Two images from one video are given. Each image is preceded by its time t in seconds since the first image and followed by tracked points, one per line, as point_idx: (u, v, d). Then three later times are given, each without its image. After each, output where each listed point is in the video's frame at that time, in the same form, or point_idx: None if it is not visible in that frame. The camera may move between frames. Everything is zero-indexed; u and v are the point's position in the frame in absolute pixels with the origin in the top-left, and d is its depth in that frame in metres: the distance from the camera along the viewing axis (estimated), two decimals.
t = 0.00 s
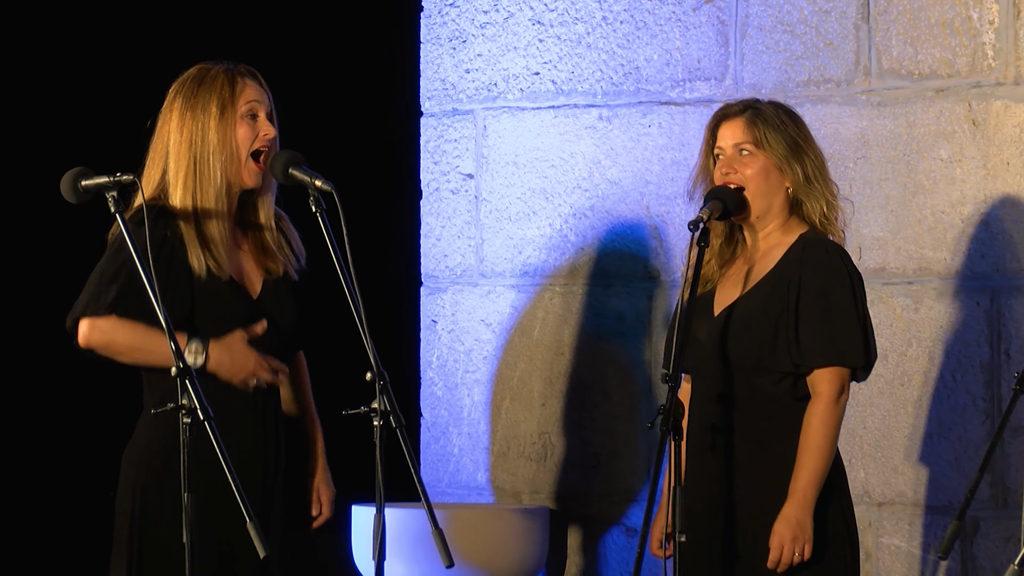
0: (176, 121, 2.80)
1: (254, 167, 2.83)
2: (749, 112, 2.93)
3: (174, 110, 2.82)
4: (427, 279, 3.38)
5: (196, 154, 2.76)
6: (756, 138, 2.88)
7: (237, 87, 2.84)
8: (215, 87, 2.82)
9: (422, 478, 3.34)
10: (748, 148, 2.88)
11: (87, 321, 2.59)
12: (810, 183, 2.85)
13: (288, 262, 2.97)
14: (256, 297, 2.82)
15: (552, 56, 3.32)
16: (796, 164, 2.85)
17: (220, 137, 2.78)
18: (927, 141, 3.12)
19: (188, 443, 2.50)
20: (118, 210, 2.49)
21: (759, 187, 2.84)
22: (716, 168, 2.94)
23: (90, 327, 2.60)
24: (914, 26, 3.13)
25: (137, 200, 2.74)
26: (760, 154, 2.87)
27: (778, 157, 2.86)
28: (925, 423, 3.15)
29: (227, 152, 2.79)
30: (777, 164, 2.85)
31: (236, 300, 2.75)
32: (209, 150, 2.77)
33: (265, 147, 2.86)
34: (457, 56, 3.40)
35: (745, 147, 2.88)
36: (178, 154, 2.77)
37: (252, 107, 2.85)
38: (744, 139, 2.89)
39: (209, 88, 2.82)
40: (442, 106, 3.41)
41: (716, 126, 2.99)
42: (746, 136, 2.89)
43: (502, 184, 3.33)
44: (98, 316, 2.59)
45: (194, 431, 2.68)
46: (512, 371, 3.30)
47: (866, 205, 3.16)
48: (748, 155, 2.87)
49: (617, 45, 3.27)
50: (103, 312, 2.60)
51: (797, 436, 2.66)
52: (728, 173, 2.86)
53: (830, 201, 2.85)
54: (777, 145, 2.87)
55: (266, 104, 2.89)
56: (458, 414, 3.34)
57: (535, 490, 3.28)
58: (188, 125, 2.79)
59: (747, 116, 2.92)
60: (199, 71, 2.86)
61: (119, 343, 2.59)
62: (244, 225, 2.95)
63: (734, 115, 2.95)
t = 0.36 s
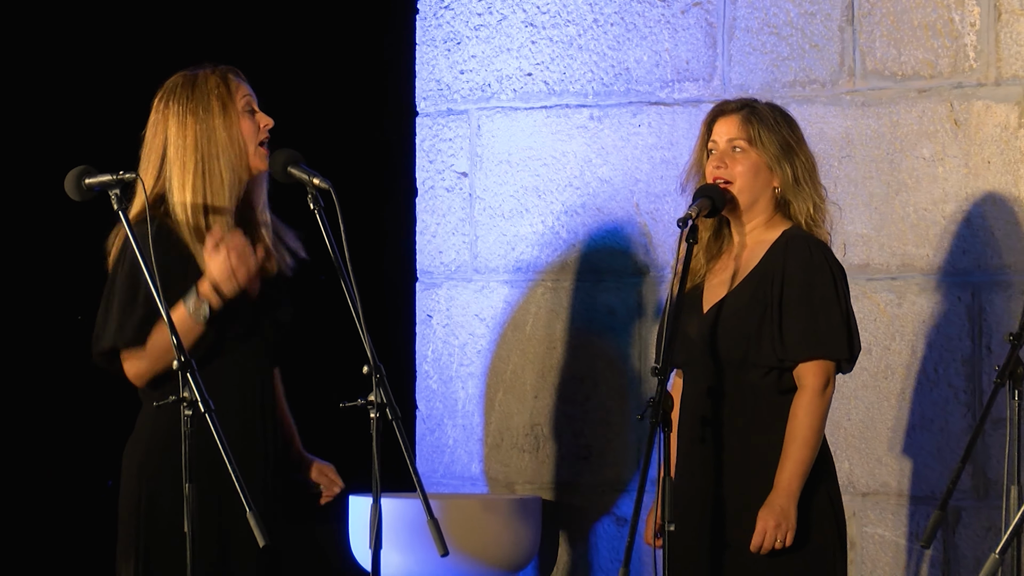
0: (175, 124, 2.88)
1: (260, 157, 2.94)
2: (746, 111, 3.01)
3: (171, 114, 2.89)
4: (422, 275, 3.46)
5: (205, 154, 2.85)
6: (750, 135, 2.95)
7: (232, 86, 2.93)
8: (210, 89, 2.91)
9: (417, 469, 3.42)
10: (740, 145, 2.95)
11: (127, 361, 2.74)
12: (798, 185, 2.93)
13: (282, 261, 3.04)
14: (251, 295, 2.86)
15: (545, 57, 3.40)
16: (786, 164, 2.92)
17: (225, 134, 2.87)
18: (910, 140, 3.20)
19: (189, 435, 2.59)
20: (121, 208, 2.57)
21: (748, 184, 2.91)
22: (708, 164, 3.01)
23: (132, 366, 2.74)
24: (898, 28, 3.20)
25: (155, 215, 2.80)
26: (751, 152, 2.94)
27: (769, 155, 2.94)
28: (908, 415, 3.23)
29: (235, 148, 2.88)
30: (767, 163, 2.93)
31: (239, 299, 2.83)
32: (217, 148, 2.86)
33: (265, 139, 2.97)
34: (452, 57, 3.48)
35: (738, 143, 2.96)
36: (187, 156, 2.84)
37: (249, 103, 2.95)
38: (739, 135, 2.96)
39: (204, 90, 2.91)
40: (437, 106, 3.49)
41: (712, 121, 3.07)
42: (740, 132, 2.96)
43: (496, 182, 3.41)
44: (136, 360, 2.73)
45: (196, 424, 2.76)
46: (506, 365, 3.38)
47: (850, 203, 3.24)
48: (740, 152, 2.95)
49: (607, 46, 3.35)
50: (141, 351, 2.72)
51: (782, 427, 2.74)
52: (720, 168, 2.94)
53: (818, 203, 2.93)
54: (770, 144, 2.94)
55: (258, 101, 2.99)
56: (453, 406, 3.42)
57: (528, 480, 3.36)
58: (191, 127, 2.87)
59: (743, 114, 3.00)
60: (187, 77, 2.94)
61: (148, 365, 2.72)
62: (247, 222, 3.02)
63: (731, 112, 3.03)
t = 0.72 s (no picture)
0: (169, 129, 2.96)
1: (248, 167, 2.99)
2: (737, 119, 3.08)
3: (167, 118, 2.97)
4: (419, 272, 3.55)
5: (189, 162, 2.92)
6: (744, 143, 3.03)
7: (226, 96, 2.99)
8: (205, 96, 2.97)
9: (414, 461, 3.51)
10: (734, 152, 3.02)
11: (94, 342, 2.80)
12: (787, 194, 3.02)
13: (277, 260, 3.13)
14: (251, 292, 2.99)
15: (538, 60, 3.48)
16: (777, 173, 3.02)
17: (211, 146, 2.93)
18: (894, 141, 3.28)
19: (193, 427, 2.67)
20: (125, 207, 2.62)
21: (738, 190, 2.98)
22: (697, 168, 3.06)
23: (95, 345, 2.80)
24: (882, 32, 3.29)
25: (137, 213, 2.89)
26: (744, 160, 3.01)
27: (760, 165, 3.02)
28: (892, 408, 3.31)
29: (220, 158, 2.94)
30: (759, 171, 3.01)
31: (240, 296, 2.91)
32: (201, 158, 2.92)
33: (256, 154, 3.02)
34: (448, 59, 3.56)
35: (732, 150, 3.03)
36: (172, 162, 2.92)
37: (244, 118, 3.00)
38: (732, 142, 3.04)
39: (199, 97, 2.97)
40: (433, 107, 3.58)
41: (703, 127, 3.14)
42: (734, 139, 3.04)
43: (490, 181, 3.49)
44: (102, 342, 2.79)
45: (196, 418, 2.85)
46: (500, 359, 3.46)
47: (835, 201, 3.32)
48: (732, 160, 3.02)
49: (599, 49, 3.43)
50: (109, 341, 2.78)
51: (768, 419, 2.82)
52: (713, 172, 2.99)
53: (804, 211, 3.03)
54: (760, 154, 3.03)
55: (256, 113, 3.03)
56: (449, 400, 3.51)
57: (521, 472, 3.44)
58: (181, 135, 2.94)
59: (735, 122, 3.07)
60: (186, 80, 3.00)
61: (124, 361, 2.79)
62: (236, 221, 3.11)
63: (724, 118, 3.09)
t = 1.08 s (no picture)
0: (180, 119, 3.05)
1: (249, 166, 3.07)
2: (713, 118, 3.16)
3: (178, 107, 3.06)
4: (415, 268, 3.63)
5: (193, 153, 3.00)
6: (727, 141, 3.12)
7: (236, 95, 3.07)
8: (217, 91, 3.05)
9: (410, 452, 3.60)
10: (718, 152, 3.11)
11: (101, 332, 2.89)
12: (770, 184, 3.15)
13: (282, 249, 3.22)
14: (257, 281, 3.08)
15: (531, 61, 3.56)
16: (761, 166, 3.14)
17: (215, 140, 3.01)
18: (879, 139, 3.37)
19: (193, 421, 2.74)
20: (127, 204, 2.69)
21: (726, 185, 3.08)
22: (682, 169, 3.14)
23: (103, 335, 2.89)
24: (866, 33, 3.38)
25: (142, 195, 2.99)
26: (728, 158, 3.11)
27: (743, 158, 3.12)
28: (876, 400, 3.40)
29: (223, 154, 3.02)
30: (744, 165, 3.12)
31: (239, 292, 2.99)
32: (204, 150, 3.01)
33: (257, 154, 3.09)
34: (443, 60, 3.65)
35: (716, 150, 3.11)
36: (178, 150, 3.02)
37: (248, 119, 3.08)
38: (716, 142, 3.12)
39: (211, 91, 3.05)
40: (429, 107, 3.66)
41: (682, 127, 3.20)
42: (717, 139, 3.12)
43: (484, 179, 3.58)
44: (108, 331, 2.88)
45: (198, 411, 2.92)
46: (494, 353, 3.55)
47: (822, 199, 3.41)
48: (717, 158, 3.11)
49: (591, 50, 3.51)
50: (113, 328, 2.86)
51: (755, 410, 2.91)
52: (701, 174, 3.09)
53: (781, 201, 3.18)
54: (744, 149, 3.13)
55: (262, 116, 3.11)
56: (444, 392, 3.59)
57: (514, 463, 3.53)
58: (190, 125, 3.03)
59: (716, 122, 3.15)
60: (203, 72, 3.09)
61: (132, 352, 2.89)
62: (240, 212, 3.21)
63: (700, 118, 3.18)
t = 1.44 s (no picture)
0: (181, 121, 3.13)
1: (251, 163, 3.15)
2: (699, 117, 3.26)
3: (179, 110, 3.15)
4: (409, 266, 3.72)
5: (196, 153, 3.09)
6: (714, 139, 3.22)
7: (235, 95, 3.15)
8: (216, 92, 3.14)
9: (405, 445, 3.68)
10: (705, 150, 3.20)
11: (104, 329, 2.99)
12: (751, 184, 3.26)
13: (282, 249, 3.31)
14: (256, 282, 3.16)
15: (523, 63, 3.65)
16: (743, 167, 3.25)
17: (217, 139, 3.10)
18: (862, 140, 3.46)
19: (193, 415, 2.83)
20: (130, 202, 2.76)
21: (713, 183, 3.18)
22: (669, 167, 3.23)
23: (106, 331, 2.99)
24: (850, 36, 3.46)
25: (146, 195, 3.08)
26: (715, 156, 3.21)
27: (728, 158, 3.24)
28: (860, 395, 3.50)
29: (224, 152, 3.11)
30: (728, 163, 3.23)
31: (239, 291, 3.08)
32: (207, 150, 3.09)
33: (259, 151, 3.17)
34: (437, 63, 3.73)
35: (704, 147, 3.21)
36: (181, 151, 3.10)
37: (248, 117, 3.16)
38: (703, 141, 3.21)
39: (211, 93, 3.14)
40: (423, 108, 3.74)
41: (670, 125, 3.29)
42: (704, 138, 3.21)
43: (477, 179, 3.66)
44: (110, 328, 2.96)
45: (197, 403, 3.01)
46: (486, 348, 3.63)
47: (806, 198, 3.50)
48: (704, 156, 3.20)
49: (581, 53, 3.60)
50: (114, 325, 2.94)
51: (740, 403, 3.00)
52: (689, 172, 3.18)
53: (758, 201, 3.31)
54: (729, 149, 3.24)
55: (260, 113, 3.19)
56: (438, 387, 3.68)
57: (506, 455, 3.61)
58: (191, 126, 3.11)
59: (704, 120, 3.24)
60: (202, 75, 3.18)
61: (134, 348, 2.98)
62: (244, 211, 3.29)
63: (689, 117, 3.28)
